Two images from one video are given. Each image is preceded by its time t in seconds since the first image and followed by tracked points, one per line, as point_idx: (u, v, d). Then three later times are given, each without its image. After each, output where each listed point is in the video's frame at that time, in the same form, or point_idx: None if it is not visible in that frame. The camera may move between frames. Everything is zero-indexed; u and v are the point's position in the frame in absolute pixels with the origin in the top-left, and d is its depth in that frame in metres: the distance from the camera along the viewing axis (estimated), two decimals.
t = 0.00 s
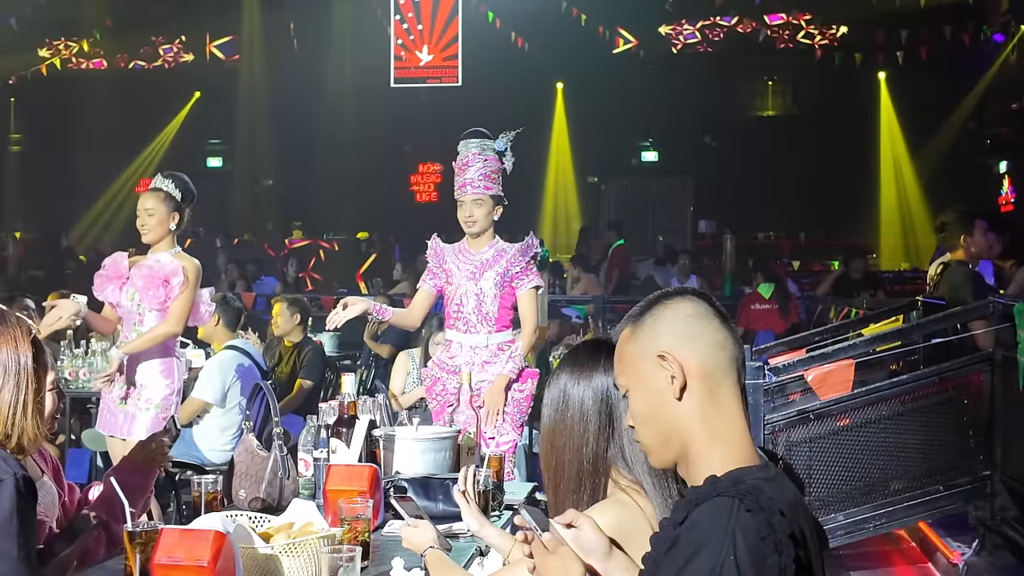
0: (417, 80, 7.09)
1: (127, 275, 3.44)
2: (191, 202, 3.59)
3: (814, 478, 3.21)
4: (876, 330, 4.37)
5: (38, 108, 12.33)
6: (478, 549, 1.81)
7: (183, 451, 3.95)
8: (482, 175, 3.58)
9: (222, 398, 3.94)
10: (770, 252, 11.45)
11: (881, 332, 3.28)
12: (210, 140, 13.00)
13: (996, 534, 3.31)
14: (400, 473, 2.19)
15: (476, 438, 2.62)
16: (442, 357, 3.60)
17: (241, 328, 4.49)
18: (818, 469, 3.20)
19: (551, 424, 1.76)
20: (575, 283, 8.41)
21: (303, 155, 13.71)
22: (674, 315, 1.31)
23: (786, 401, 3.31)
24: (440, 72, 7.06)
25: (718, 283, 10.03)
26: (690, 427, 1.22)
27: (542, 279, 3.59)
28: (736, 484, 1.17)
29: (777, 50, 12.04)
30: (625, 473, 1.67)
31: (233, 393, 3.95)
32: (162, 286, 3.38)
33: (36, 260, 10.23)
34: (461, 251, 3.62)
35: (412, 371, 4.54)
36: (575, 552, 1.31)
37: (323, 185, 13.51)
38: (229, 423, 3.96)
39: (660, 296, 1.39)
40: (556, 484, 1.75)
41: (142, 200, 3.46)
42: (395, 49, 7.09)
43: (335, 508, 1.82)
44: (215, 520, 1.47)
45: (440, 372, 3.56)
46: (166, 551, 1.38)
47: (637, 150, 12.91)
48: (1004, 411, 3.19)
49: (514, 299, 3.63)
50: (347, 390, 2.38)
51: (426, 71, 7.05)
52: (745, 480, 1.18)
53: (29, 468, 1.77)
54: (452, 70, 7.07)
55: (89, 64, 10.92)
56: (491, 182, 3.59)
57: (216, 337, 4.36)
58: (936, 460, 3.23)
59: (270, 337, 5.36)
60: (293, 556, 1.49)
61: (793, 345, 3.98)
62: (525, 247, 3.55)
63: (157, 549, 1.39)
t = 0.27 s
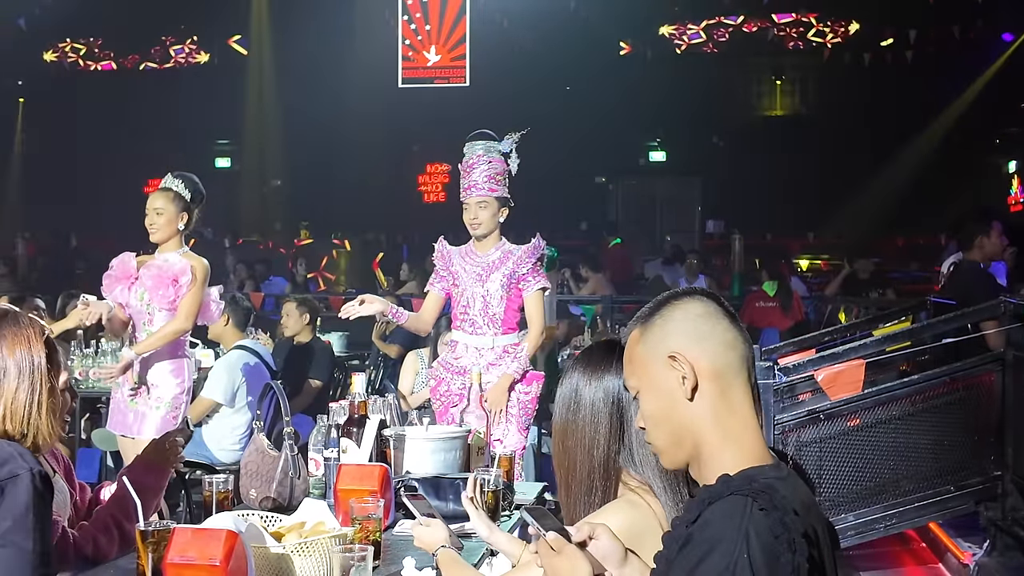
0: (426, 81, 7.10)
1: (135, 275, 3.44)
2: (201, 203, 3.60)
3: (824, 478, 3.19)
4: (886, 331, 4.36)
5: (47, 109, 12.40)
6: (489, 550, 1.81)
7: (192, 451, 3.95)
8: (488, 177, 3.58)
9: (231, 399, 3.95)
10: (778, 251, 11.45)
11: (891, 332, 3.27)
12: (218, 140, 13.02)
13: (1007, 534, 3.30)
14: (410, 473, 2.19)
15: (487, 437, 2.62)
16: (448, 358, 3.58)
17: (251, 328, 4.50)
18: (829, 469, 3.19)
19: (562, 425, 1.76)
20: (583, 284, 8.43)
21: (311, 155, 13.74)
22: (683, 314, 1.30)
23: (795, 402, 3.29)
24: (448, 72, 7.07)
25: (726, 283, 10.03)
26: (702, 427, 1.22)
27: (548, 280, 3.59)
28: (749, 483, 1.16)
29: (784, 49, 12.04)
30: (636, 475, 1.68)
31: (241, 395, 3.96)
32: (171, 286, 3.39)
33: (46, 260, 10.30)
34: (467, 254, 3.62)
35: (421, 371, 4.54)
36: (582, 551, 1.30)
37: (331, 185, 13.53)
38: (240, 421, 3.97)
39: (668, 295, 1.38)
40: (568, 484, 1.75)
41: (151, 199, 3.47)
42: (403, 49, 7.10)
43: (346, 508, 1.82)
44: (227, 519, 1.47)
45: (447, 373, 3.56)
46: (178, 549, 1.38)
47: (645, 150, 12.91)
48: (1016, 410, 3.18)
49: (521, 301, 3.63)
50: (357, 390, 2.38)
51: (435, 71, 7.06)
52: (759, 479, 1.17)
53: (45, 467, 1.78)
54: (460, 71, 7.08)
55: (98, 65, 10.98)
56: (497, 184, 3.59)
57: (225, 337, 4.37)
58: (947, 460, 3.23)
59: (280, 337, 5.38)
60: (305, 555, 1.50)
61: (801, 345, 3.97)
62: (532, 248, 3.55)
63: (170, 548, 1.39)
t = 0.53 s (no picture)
0: (444, 81, 7.10)
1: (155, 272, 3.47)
2: (219, 200, 3.62)
3: (844, 478, 3.18)
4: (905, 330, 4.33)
5: (67, 110, 12.48)
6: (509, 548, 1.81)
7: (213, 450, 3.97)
8: (503, 175, 3.58)
9: (251, 399, 3.97)
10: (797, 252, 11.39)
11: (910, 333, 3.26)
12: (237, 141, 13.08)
13: None
14: (430, 472, 2.21)
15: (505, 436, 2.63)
16: (467, 357, 3.60)
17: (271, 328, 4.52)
18: (848, 469, 3.18)
19: (581, 423, 1.76)
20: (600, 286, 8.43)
21: (328, 156, 13.76)
22: (695, 315, 1.30)
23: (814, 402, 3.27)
24: (466, 73, 7.07)
25: (744, 283, 10.00)
26: (716, 428, 1.22)
27: (566, 277, 3.58)
28: (768, 480, 1.16)
29: (804, 48, 11.97)
30: (652, 471, 1.68)
31: (261, 394, 3.97)
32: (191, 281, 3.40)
33: (67, 260, 10.36)
34: (485, 252, 3.63)
35: (440, 371, 4.55)
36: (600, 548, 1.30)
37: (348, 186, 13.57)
38: (259, 420, 3.98)
39: (681, 295, 1.38)
40: (586, 483, 1.75)
41: (170, 197, 3.49)
42: (421, 50, 7.11)
43: (366, 506, 1.83)
44: (248, 517, 1.49)
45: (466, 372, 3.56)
46: (201, 547, 1.39)
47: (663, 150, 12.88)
48: None
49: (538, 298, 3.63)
50: (377, 389, 2.39)
51: (452, 71, 7.07)
52: (777, 477, 1.17)
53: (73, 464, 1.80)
54: (478, 71, 7.07)
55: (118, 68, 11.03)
56: (513, 182, 3.59)
57: (246, 337, 4.40)
58: (968, 460, 3.21)
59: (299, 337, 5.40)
60: (326, 552, 1.51)
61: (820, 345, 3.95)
62: (549, 246, 3.55)
63: (192, 546, 1.41)
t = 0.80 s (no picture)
0: (469, 81, 7.13)
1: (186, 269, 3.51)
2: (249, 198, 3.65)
3: (872, 475, 3.17)
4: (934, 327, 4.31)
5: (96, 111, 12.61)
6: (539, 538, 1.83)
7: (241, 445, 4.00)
8: (528, 171, 3.59)
9: (280, 395, 3.99)
10: (824, 251, 11.32)
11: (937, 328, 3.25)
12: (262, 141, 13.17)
13: None
14: (459, 465, 2.23)
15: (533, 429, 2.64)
16: (494, 352, 3.61)
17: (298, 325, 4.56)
18: (877, 466, 3.17)
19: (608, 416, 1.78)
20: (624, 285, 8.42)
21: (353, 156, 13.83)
22: (711, 310, 1.32)
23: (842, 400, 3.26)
24: (491, 72, 7.10)
25: (770, 282, 9.96)
26: (741, 420, 1.23)
27: (593, 272, 3.58)
28: (800, 465, 1.17)
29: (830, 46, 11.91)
30: (681, 462, 1.69)
31: (289, 391, 4.00)
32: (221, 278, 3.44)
33: (97, 259, 10.47)
34: (512, 247, 3.65)
35: (466, 368, 4.57)
36: (630, 537, 1.32)
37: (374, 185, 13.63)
38: (287, 416, 4.01)
39: (699, 291, 1.40)
40: (615, 476, 1.76)
41: (201, 195, 3.53)
42: (446, 50, 7.14)
43: (397, 496, 1.85)
44: (282, 504, 1.51)
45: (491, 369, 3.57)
46: (237, 532, 1.41)
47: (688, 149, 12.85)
48: None
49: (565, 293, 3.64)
50: (407, 381, 2.42)
51: (477, 71, 7.09)
52: (808, 462, 1.18)
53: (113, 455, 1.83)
54: (502, 71, 7.10)
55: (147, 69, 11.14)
56: (538, 177, 3.60)
57: (274, 333, 4.44)
58: (998, 457, 3.19)
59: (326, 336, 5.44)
60: (359, 540, 1.52)
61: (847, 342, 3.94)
62: (575, 241, 3.56)
63: (228, 531, 1.43)
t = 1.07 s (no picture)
0: (500, 81, 7.14)
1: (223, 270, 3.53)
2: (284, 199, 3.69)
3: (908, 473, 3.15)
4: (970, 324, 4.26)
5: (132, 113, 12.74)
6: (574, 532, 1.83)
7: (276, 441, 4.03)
8: (560, 171, 3.59)
9: (313, 392, 4.02)
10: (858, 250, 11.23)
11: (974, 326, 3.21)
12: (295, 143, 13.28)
13: None
14: (493, 460, 2.24)
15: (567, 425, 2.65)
16: (526, 350, 3.62)
17: (332, 323, 4.59)
18: (914, 464, 3.15)
19: (643, 413, 1.78)
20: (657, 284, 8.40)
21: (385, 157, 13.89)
22: (738, 308, 1.31)
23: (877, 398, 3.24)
24: (522, 72, 7.10)
25: (804, 282, 9.88)
26: (777, 415, 1.23)
27: (626, 271, 3.58)
28: (838, 459, 1.16)
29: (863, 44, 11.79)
30: (717, 457, 1.68)
31: (324, 389, 4.04)
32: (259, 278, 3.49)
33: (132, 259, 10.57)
34: (545, 247, 3.66)
35: (499, 365, 4.58)
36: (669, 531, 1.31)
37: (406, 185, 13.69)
38: (320, 415, 4.05)
39: (726, 288, 1.40)
40: (651, 472, 1.76)
41: (238, 196, 3.57)
42: (477, 50, 7.16)
43: (433, 490, 1.86)
44: (320, 497, 1.53)
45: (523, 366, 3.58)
46: (276, 523, 1.44)
47: (721, 148, 12.78)
48: None
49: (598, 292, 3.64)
50: (442, 377, 2.43)
51: (508, 71, 7.10)
52: (846, 455, 1.17)
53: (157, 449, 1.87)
54: (534, 70, 7.10)
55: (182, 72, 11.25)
56: (571, 177, 3.59)
57: (308, 331, 4.47)
58: None
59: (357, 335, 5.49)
60: (395, 532, 1.54)
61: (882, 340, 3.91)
62: (608, 241, 3.56)
63: (267, 522, 1.45)
